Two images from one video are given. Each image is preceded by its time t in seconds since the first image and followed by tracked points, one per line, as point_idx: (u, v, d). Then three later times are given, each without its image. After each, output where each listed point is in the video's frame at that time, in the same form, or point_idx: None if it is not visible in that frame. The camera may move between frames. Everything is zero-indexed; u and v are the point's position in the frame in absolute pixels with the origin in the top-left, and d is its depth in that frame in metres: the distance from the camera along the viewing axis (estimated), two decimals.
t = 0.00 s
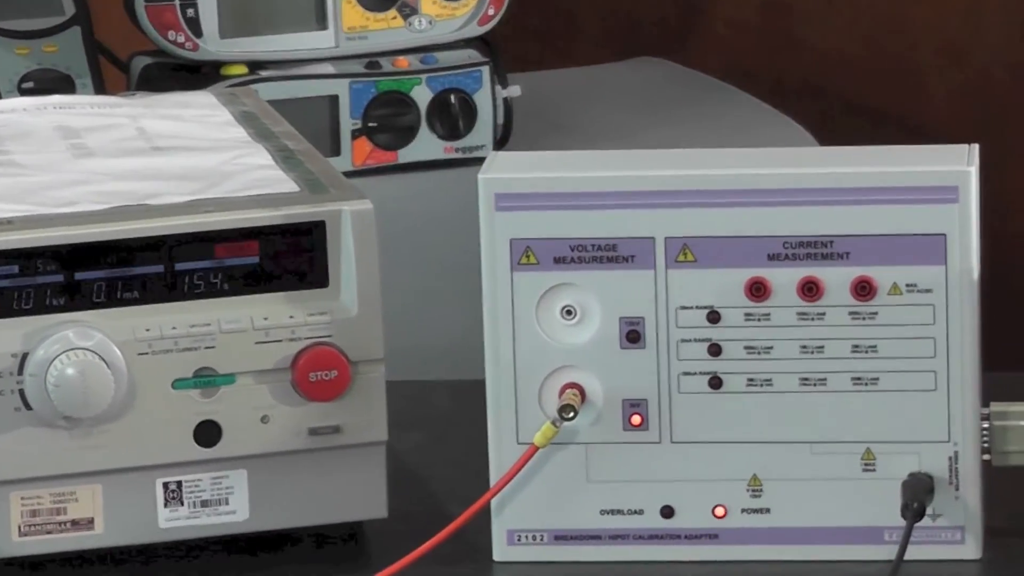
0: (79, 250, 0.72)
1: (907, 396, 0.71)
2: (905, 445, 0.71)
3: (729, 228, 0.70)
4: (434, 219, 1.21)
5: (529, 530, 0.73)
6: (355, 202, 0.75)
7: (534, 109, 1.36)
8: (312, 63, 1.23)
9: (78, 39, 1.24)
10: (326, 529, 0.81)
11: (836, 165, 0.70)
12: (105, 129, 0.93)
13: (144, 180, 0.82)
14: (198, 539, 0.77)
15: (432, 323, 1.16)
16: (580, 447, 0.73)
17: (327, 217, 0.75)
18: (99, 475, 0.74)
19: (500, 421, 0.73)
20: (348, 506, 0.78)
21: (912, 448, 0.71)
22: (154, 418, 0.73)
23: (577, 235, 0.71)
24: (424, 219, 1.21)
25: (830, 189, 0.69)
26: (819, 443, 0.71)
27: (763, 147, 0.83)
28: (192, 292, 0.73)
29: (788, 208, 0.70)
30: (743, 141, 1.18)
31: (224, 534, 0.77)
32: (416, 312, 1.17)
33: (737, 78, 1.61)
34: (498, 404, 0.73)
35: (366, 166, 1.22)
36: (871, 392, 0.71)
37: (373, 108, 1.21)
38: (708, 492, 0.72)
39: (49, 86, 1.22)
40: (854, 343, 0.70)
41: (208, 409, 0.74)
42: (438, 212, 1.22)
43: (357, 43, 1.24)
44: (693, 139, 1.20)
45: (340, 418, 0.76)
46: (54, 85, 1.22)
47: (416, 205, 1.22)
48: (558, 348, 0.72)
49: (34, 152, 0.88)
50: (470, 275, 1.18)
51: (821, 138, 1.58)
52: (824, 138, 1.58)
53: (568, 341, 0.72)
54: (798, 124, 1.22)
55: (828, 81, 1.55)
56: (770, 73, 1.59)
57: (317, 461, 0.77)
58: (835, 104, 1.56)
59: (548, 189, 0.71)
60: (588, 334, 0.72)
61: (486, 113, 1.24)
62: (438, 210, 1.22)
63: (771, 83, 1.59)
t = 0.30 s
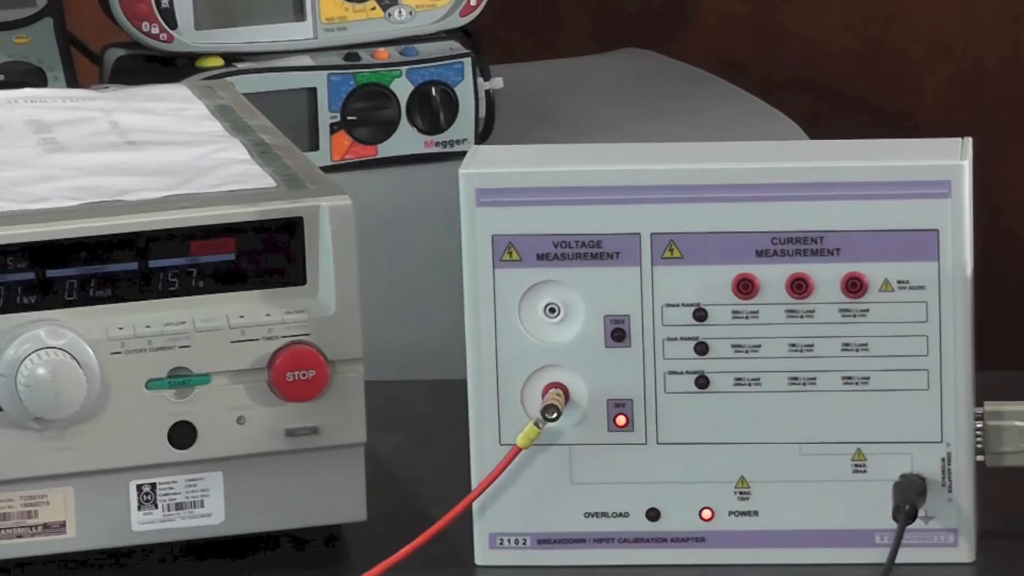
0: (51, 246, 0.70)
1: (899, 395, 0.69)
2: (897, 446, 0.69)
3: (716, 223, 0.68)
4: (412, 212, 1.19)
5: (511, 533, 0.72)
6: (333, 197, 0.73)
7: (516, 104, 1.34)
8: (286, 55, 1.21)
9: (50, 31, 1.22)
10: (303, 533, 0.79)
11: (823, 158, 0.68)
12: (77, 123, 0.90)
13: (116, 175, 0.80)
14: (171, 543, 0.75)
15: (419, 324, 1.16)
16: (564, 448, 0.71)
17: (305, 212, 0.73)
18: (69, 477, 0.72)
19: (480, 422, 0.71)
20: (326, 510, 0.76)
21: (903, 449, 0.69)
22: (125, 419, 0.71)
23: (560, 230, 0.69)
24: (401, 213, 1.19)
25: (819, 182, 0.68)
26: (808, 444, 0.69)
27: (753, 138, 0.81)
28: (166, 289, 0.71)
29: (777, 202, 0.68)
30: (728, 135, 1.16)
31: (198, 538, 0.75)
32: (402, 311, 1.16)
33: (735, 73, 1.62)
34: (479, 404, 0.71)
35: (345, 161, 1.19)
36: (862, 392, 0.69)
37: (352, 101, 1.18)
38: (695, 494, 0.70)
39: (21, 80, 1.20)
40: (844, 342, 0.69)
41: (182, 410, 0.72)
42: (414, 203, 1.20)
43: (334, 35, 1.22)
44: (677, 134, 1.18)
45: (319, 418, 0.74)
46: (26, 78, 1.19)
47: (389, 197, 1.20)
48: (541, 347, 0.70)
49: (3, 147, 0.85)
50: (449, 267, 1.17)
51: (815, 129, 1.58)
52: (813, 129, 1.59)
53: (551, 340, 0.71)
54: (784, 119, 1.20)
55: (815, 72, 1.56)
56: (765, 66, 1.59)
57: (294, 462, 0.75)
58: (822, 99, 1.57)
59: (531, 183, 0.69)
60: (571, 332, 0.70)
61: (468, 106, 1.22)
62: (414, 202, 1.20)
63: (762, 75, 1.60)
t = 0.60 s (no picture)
0: (18, 242, 0.68)
1: (887, 394, 0.67)
2: (885, 446, 0.67)
3: (699, 217, 0.67)
4: (389, 207, 1.17)
5: (490, 536, 0.70)
6: (308, 192, 0.71)
7: (496, 97, 1.32)
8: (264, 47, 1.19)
9: (19, 23, 1.20)
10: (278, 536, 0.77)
11: (808, 152, 0.67)
12: (45, 116, 0.88)
13: (84, 169, 0.78)
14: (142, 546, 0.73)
15: (391, 316, 1.12)
16: (544, 448, 0.69)
17: (279, 206, 0.71)
18: (37, 479, 0.70)
19: (458, 422, 0.69)
20: (300, 512, 0.74)
21: (891, 448, 0.67)
22: (95, 419, 0.70)
23: (540, 226, 0.68)
24: (377, 209, 1.17)
25: (804, 176, 0.66)
26: (794, 444, 0.68)
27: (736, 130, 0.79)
28: (136, 286, 0.70)
29: (760, 197, 0.66)
30: (710, 129, 1.15)
31: (170, 541, 0.73)
32: (375, 302, 1.12)
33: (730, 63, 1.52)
34: (457, 404, 0.69)
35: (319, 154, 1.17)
36: (848, 390, 0.67)
37: (327, 94, 1.17)
38: (678, 496, 0.69)
39: None
40: (830, 339, 0.67)
41: (153, 409, 0.70)
42: (390, 198, 1.18)
43: (309, 26, 1.20)
44: (659, 128, 1.16)
45: (293, 418, 0.72)
46: None
47: (364, 192, 1.18)
48: (521, 345, 0.69)
49: None
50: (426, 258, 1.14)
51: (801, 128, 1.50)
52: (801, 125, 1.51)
53: (531, 338, 0.69)
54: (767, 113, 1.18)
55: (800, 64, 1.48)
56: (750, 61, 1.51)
57: (268, 464, 0.73)
58: (807, 92, 1.49)
59: (509, 178, 0.67)
60: (551, 329, 0.69)
61: (445, 98, 1.20)
62: (391, 197, 1.18)
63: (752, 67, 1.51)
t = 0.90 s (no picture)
0: None
1: (876, 393, 0.66)
2: (874, 446, 0.66)
3: (684, 213, 0.65)
4: (362, 201, 1.15)
5: (470, 539, 0.68)
6: (284, 187, 0.70)
7: (476, 90, 1.30)
8: (239, 38, 1.17)
9: None
10: (253, 540, 0.75)
11: (797, 145, 0.65)
12: (12, 110, 0.86)
13: (52, 164, 0.76)
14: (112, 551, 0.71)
15: (371, 317, 1.11)
16: (525, 450, 0.67)
17: (253, 203, 0.69)
18: (6, 482, 0.68)
19: (437, 422, 0.68)
20: (275, 515, 0.72)
21: (880, 449, 0.66)
22: (65, 420, 0.68)
23: (521, 221, 0.66)
24: (349, 203, 1.15)
25: (793, 170, 0.64)
26: (781, 445, 0.66)
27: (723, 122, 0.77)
28: (107, 285, 0.68)
29: (748, 192, 0.65)
30: (696, 122, 1.13)
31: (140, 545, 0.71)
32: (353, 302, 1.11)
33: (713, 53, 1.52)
34: (436, 404, 0.68)
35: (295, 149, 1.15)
36: (836, 390, 0.66)
37: (303, 86, 1.14)
38: (663, 498, 0.67)
39: None
40: (818, 337, 0.65)
41: (124, 411, 0.68)
42: (362, 191, 1.16)
43: (283, 17, 1.17)
44: (643, 121, 1.14)
45: (268, 420, 0.70)
46: None
47: (337, 186, 1.16)
48: (501, 343, 0.67)
49: None
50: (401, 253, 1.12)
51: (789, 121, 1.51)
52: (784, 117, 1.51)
53: (512, 336, 0.67)
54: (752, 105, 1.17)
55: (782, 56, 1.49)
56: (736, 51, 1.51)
57: (242, 466, 0.71)
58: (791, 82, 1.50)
59: (490, 173, 0.66)
60: (533, 328, 0.67)
61: (423, 92, 1.18)
62: (362, 190, 1.16)
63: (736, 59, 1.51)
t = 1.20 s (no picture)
0: None
1: (866, 394, 0.64)
2: (863, 448, 0.64)
3: (669, 210, 0.64)
4: (339, 199, 1.14)
5: (451, 543, 0.67)
6: (259, 184, 0.69)
7: (458, 84, 1.28)
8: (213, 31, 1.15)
9: None
10: (227, 545, 0.74)
11: (786, 140, 0.64)
12: None
13: (22, 161, 0.74)
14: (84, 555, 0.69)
15: (350, 315, 1.11)
16: (507, 452, 0.66)
17: (229, 199, 0.68)
18: None
19: (417, 424, 0.66)
20: (252, 519, 0.71)
21: (870, 451, 0.64)
22: (38, 421, 0.67)
23: (502, 218, 0.64)
24: (324, 201, 1.14)
25: (782, 166, 0.63)
26: (768, 447, 0.65)
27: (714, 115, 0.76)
28: (80, 283, 0.67)
29: (735, 188, 0.63)
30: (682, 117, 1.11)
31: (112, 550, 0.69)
32: (332, 302, 1.11)
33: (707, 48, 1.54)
34: (416, 406, 0.66)
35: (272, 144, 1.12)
36: (825, 390, 0.64)
37: (279, 81, 1.12)
38: (647, 501, 0.65)
39: None
40: (806, 336, 0.64)
41: (96, 412, 0.68)
42: (338, 188, 1.14)
43: (260, 10, 1.15)
44: (628, 116, 1.13)
45: (244, 421, 0.69)
46: None
47: (310, 183, 1.14)
48: (482, 343, 0.66)
49: None
50: (380, 252, 1.12)
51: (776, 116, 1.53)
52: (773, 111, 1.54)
53: (493, 336, 0.66)
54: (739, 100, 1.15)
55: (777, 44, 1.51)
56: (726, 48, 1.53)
57: (217, 468, 0.70)
58: (781, 77, 1.52)
59: (471, 168, 0.64)
60: (514, 327, 0.66)
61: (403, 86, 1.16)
62: (337, 188, 1.14)
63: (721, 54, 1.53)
